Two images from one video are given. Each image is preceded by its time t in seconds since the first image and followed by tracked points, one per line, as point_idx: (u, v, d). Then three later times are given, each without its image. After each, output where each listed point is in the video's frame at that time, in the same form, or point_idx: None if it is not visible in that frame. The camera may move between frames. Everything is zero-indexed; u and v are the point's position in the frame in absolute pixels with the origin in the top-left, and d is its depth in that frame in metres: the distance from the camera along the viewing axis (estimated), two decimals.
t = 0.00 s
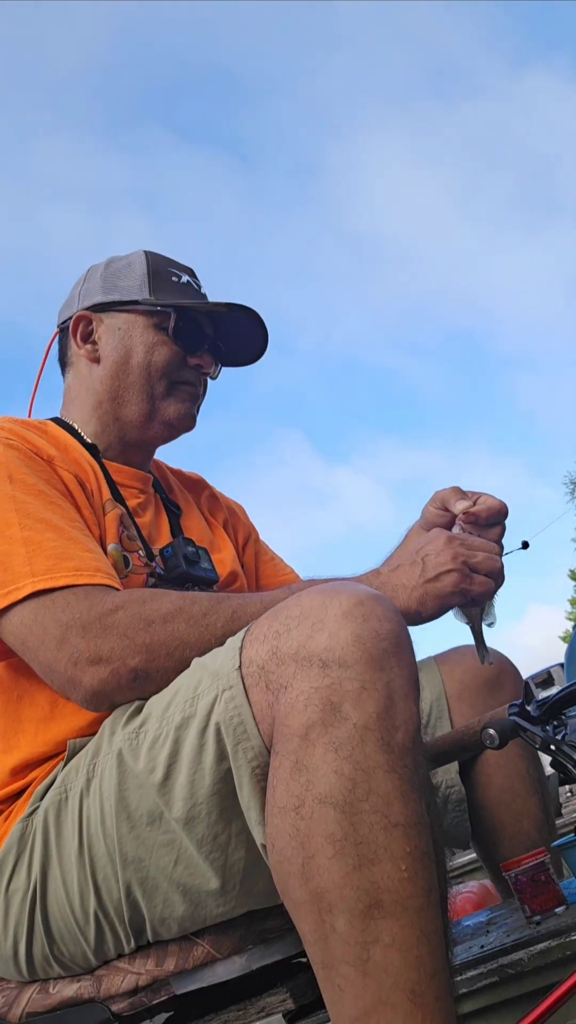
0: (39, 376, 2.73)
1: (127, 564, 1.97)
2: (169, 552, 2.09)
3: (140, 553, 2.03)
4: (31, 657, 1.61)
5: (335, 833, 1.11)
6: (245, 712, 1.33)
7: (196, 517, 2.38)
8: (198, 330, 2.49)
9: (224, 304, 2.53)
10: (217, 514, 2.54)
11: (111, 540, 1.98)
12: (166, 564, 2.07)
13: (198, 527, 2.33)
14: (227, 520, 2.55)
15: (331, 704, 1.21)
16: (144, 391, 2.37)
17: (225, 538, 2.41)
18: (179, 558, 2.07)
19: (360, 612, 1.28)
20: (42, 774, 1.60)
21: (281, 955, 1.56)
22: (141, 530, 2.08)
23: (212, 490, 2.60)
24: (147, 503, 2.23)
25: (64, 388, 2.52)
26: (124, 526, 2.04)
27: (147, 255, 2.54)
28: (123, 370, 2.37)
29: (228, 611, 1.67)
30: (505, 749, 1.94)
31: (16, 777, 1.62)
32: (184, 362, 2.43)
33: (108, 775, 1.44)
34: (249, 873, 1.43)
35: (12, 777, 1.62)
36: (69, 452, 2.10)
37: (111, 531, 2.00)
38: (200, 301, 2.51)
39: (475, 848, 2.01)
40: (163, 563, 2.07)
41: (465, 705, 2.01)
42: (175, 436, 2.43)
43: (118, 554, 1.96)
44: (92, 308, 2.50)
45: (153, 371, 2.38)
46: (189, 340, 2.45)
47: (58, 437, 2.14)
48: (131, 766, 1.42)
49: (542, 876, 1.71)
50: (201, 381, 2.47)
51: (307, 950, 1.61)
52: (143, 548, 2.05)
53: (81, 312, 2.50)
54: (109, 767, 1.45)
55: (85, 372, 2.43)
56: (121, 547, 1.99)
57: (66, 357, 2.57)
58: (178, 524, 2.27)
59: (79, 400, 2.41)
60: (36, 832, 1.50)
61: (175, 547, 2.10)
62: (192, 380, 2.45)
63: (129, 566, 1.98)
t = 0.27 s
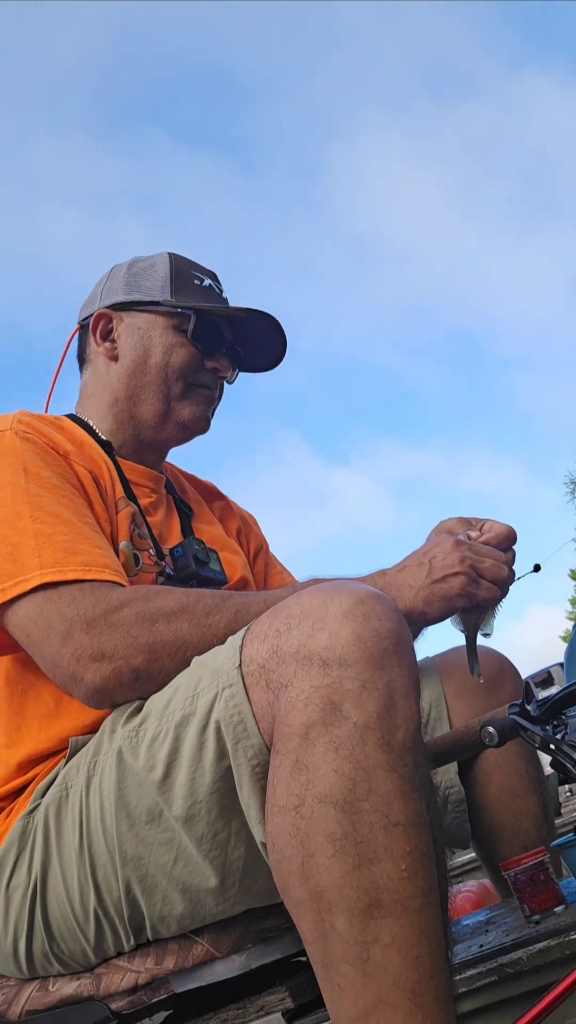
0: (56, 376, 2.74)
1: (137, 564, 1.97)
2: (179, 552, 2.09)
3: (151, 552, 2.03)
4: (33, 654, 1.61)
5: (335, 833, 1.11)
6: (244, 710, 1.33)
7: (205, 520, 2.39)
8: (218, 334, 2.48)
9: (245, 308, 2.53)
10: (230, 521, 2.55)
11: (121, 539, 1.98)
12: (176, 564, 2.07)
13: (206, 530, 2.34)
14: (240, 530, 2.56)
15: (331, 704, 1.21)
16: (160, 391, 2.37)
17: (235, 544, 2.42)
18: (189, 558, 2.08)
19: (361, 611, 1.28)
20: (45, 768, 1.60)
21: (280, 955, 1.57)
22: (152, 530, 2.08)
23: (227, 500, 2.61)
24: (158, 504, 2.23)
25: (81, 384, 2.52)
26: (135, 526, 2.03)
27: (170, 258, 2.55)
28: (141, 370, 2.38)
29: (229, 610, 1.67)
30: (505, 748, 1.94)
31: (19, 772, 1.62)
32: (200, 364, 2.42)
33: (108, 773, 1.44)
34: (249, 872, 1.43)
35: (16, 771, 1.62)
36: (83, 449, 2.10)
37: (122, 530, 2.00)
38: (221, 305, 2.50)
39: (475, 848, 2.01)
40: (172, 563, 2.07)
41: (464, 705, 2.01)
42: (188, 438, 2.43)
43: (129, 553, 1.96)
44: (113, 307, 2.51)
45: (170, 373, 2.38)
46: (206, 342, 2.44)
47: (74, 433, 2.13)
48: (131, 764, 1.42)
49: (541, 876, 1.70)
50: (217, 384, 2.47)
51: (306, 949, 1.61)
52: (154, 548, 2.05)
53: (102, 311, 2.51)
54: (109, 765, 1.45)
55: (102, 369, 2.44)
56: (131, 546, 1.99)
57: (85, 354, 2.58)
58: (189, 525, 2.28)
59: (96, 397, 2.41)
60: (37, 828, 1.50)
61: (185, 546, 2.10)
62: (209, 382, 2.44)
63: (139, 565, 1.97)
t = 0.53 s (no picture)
0: (59, 376, 2.75)
1: (139, 563, 1.97)
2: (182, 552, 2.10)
3: (152, 552, 2.03)
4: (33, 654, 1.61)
5: (333, 833, 1.11)
6: (242, 710, 1.33)
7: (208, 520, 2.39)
8: (221, 333, 2.48)
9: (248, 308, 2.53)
10: (232, 521, 2.55)
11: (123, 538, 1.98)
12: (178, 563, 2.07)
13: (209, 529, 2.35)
14: (243, 528, 2.56)
15: (329, 704, 1.21)
16: (163, 390, 2.37)
17: (238, 543, 2.42)
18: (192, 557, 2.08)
19: (359, 611, 1.28)
20: (45, 768, 1.60)
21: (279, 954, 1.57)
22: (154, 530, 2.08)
23: (229, 499, 2.61)
24: (160, 503, 2.23)
25: (85, 383, 2.52)
26: (136, 525, 2.03)
27: (174, 256, 2.54)
28: (144, 369, 2.37)
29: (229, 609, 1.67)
30: (505, 748, 1.94)
31: (18, 772, 1.62)
32: (204, 364, 2.42)
33: (107, 772, 1.44)
34: (248, 871, 1.43)
35: (16, 770, 1.62)
36: (86, 449, 2.09)
37: (125, 530, 1.99)
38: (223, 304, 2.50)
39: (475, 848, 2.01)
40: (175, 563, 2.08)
41: (464, 704, 2.01)
42: (192, 437, 2.43)
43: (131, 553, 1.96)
44: (117, 306, 2.51)
45: (173, 372, 2.38)
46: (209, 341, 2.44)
47: (76, 432, 2.13)
48: (130, 764, 1.42)
49: (541, 876, 1.70)
50: (220, 383, 2.47)
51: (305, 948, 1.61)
52: (156, 548, 2.05)
53: (106, 310, 2.51)
54: (108, 765, 1.45)
55: (106, 368, 2.44)
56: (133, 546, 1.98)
57: (89, 353, 2.58)
58: (192, 525, 2.28)
59: (98, 396, 2.41)
60: (36, 828, 1.50)
61: (188, 546, 2.10)
62: (212, 381, 2.44)
63: (141, 564, 1.97)
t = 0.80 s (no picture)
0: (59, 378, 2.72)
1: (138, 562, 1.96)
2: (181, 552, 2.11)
3: (150, 551, 2.03)
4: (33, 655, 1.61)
5: (332, 834, 1.11)
6: (242, 712, 1.33)
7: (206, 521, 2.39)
8: (218, 336, 2.48)
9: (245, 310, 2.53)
10: (232, 521, 2.55)
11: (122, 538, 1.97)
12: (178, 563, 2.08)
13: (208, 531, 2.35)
14: (242, 529, 2.57)
15: (328, 705, 1.21)
16: (162, 391, 2.36)
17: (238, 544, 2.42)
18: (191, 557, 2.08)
19: (358, 612, 1.28)
20: (45, 768, 1.60)
21: (279, 956, 1.56)
22: (149, 527, 2.07)
23: (228, 500, 2.61)
24: (159, 503, 2.23)
25: (84, 387, 2.52)
26: (134, 525, 2.03)
27: (173, 262, 2.55)
28: (143, 370, 2.37)
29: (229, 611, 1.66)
30: (504, 748, 1.94)
31: (18, 771, 1.62)
32: (202, 366, 2.43)
33: (106, 773, 1.44)
34: (247, 873, 1.43)
35: (16, 770, 1.62)
36: (82, 448, 2.09)
37: (119, 525, 1.99)
38: (221, 306, 2.51)
39: (475, 848, 2.01)
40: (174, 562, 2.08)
41: (464, 704, 2.01)
42: (190, 439, 2.42)
43: (126, 547, 1.95)
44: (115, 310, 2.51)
45: (172, 374, 2.38)
46: (207, 343, 2.45)
47: (74, 432, 2.13)
48: (129, 766, 1.42)
49: (540, 876, 1.71)
50: (218, 385, 2.47)
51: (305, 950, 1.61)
52: (153, 546, 2.04)
53: (104, 314, 2.51)
54: (108, 767, 1.44)
55: (105, 370, 2.44)
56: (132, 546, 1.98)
57: (88, 357, 2.58)
58: (191, 525, 2.28)
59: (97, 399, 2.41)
60: (36, 830, 1.50)
61: (186, 545, 2.13)
62: (211, 383, 2.44)
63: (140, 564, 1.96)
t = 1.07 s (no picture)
0: (59, 376, 2.77)
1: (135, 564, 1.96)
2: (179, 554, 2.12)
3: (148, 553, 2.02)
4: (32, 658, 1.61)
5: (331, 835, 1.11)
6: (240, 713, 1.33)
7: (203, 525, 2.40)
8: (210, 337, 2.48)
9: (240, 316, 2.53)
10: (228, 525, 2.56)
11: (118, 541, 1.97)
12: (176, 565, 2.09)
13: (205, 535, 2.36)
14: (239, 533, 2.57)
15: (326, 706, 1.21)
16: (156, 396, 2.36)
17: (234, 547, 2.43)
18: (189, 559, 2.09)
19: (356, 613, 1.28)
20: (45, 769, 1.59)
21: (278, 957, 1.56)
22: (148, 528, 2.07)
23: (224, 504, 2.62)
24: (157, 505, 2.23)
25: (79, 392, 2.52)
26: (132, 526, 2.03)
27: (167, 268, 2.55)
28: (136, 376, 2.37)
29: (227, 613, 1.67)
30: (503, 749, 1.94)
31: (19, 772, 1.61)
32: (195, 369, 2.43)
33: (106, 775, 1.44)
34: (247, 874, 1.43)
35: (17, 770, 1.61)
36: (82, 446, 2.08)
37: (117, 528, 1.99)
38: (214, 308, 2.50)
39: (474, 850, 2.01)
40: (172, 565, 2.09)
41: (462, 705, 2.01)
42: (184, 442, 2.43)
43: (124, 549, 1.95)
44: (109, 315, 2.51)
45: (166, 378, 2.38)
46: (200, 349, 2.45)
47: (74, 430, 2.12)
48: (128, 768, 1.42)
49: (540, 877, 1.71)
50: (213, 390, 2.47)
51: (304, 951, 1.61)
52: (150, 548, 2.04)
53: (99, 319, 2.51)
54: (107, 769, 1.44)
55: (100, 376, 2.44)
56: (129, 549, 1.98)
57: (83, 363, 2.58)
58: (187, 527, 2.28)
59: (92, 405, 2.41)
60: (35, 832, 1.49)
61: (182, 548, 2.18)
62: (205, 387, 2.45)
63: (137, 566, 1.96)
